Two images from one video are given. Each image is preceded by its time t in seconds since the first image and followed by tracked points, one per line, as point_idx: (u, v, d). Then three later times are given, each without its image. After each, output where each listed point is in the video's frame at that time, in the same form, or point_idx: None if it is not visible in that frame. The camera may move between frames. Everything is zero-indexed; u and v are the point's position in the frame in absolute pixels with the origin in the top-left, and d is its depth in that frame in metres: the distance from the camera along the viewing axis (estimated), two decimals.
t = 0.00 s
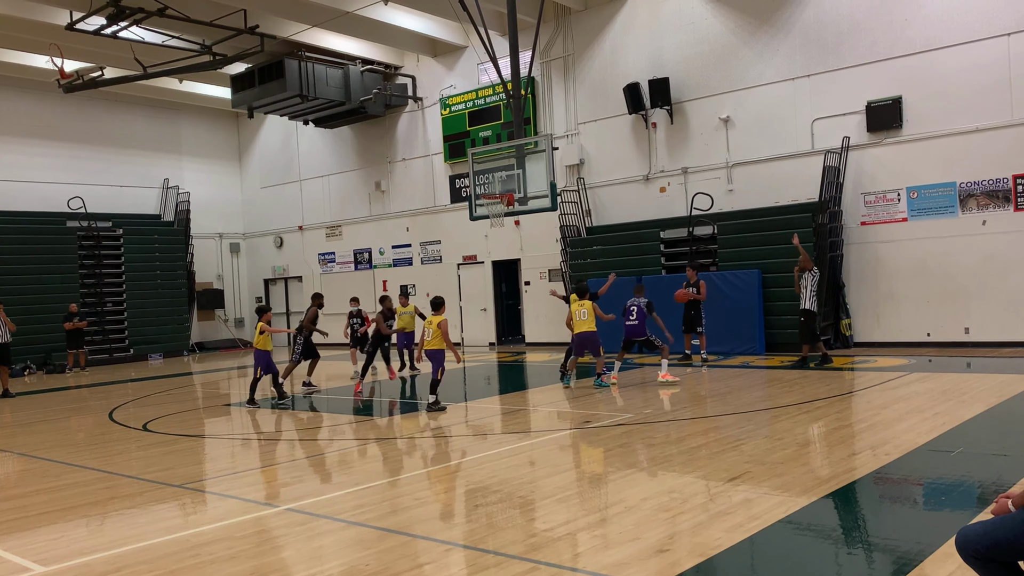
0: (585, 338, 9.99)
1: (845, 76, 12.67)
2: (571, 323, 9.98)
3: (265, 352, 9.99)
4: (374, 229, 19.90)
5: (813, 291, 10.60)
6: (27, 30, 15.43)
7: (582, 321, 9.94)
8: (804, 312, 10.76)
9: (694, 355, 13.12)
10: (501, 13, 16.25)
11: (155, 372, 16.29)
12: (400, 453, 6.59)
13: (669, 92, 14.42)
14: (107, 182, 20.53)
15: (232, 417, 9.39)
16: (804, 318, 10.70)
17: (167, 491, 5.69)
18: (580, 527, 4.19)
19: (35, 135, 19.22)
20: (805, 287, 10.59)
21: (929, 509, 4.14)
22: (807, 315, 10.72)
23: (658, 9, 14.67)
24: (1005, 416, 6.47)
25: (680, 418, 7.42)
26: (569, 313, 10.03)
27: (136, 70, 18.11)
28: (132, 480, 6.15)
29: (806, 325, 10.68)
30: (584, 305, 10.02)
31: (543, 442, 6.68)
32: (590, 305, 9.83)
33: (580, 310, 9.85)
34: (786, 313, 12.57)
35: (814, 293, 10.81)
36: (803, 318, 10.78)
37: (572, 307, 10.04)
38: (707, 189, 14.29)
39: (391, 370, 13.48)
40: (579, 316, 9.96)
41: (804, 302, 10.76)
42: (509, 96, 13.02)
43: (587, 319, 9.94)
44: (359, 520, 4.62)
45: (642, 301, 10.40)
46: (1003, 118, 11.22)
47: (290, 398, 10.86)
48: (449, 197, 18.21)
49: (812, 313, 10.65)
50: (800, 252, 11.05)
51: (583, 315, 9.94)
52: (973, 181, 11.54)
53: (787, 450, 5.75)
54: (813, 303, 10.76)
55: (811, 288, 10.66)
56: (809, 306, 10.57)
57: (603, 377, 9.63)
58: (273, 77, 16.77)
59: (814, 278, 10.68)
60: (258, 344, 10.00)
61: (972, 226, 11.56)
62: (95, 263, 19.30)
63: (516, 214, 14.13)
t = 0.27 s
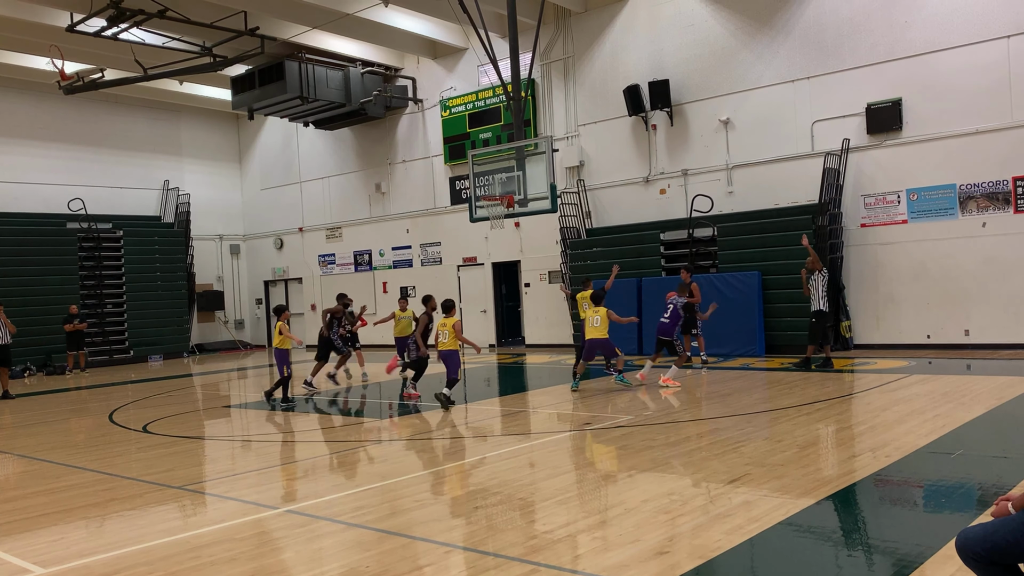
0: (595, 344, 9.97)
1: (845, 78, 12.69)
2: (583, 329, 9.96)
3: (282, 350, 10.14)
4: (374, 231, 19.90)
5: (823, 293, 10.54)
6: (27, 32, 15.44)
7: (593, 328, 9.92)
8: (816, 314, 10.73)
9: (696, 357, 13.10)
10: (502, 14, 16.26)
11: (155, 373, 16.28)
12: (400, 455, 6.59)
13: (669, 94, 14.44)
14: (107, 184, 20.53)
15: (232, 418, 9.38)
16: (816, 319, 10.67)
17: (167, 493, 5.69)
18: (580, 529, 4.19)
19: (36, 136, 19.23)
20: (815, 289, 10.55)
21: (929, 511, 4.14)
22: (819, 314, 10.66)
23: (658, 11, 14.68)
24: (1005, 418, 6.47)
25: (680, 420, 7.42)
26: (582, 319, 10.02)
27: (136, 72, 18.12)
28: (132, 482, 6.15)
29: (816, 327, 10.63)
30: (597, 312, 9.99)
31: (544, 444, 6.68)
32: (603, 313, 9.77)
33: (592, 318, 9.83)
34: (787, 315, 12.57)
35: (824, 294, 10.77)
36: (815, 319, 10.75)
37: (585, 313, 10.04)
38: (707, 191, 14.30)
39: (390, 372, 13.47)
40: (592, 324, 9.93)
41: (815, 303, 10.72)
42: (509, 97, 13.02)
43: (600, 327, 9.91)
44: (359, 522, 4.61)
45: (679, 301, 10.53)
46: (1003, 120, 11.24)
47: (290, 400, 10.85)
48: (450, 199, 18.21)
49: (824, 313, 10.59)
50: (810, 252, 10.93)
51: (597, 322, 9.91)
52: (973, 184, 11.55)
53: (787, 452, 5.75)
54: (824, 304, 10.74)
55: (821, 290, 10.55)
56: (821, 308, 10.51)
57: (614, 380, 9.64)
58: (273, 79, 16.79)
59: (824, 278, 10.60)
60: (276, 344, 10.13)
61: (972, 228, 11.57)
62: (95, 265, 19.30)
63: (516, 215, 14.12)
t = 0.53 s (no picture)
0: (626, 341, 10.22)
1: (845, 80, 12.69)
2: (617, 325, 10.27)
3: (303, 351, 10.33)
4: (374, 232, 19.91)
5: (829, 294, 10.51)
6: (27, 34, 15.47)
7: (627, 325, 10.23)
8: (822, 314, 10.71)
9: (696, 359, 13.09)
10: (502, 17, 16.28)
11: (155, 375, 16.28)
12: (400, 457, 6.59)
13: (669, 96, 14.45)
14: (107, 186, 20.55)
15: (232, 420, 9.38)
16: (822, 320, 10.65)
17: (167, 494, 5.69)
18: (580, 531, 4.19)
19: (36, 138, 19.25)
20: (821, 291, 10.53)
21: (929, 513, 4.14)
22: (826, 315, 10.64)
23: (657, 13, 14.69)
24: (1005, 420, 6.47)
25: (680, 422, 7.41)
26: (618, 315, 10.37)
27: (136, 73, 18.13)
28: (132, 483, 6.15)
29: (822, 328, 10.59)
30: (632, 309, 10.30)
31: (544, 446, 6.68)
32: (633, 311, 10.04)
33: (624, 315, 10.11)
34: (787, 317, 12.57)
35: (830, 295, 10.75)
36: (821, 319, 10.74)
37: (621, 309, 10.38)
38: (706, 193, 14.31)
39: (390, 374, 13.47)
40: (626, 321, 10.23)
41: (821, 304, 10.72)
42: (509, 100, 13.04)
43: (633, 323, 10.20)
44: (359, 524, 4.61)
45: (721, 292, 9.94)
46: (1003, 122, 11.25)
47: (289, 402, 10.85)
48: (450, 200, 18.22)
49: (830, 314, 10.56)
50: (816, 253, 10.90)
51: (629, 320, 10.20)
52: (973, 186, 11.55)
53: (787, 454, 5.75)
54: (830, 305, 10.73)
55: (826, 291, 10.51)
56: (828, 308, 10.41)
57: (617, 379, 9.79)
58: (273, 81, 16.80)
59: (829, 279, 10.55)
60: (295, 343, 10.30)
61: (972, 231, 11.57)
62: (95, 266, 19.30)
63: (516, 217, 14.13)
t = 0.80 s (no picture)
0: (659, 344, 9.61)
1: (844, 81, 12.70)
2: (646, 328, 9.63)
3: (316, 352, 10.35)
4: (374, 234, 19.91)
5: (833, 294, 10.48)
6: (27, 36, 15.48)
7: (657, 327, 9.58)
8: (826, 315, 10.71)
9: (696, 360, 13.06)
10: (501, 18, 16.29)
11: (155, 377, 16.25)
12: (399, 459, 6.59)
13: (669, 97, 14.46)
14: (107, 188, 20.55)
15: (232, 422, 9.37)
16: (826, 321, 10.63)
17: (167, 496, 5.68)
18: (580, 532, 4.18)
19: (36, 140, 19.25)
20: (825, 291, 10.49)
21: (928, 514, 4.14)
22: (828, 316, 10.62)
23: (657, 14, 14.71)
24: (1005, 421, 6.48)
25: (680, 423, 7.41)
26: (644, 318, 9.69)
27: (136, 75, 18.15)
28: (132, 485, 6.14)
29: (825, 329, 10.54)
30: (661, 310, 9.63)
31: (543, 447, 6.68)
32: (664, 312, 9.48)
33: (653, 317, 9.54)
34: (787, 318, 12.57)
35: (834, 296, 10.76)
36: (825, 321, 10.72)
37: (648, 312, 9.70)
38: (706, 195, 14.32)
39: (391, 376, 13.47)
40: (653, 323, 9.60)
41: (825, 305, 10.70)
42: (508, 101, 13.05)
43: (664, 324, 9.57)
44: (359, 525, 4.61)
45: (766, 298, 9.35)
46: (1003, 123, 11.26)
47: (289, 404, 10.83)
48: (449, 202, 18.23)
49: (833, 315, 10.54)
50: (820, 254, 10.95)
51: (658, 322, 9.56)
52: (972, 187, 11.56)
53: (786, 455, 5.75)
54: (833, 305, 10.72)
55: (831, 292, 10.52)
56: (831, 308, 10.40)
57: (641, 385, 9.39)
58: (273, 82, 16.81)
59: (833, 280, 10.57)
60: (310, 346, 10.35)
61: (971, 231, 11.57)
62: (95, 268, 19.29)
63: (516, 219, 14.13)
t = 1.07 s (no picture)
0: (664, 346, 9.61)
1: (842, 81, 12.72)
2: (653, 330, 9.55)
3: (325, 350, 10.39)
4: (372, 236, 19.92)
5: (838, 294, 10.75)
6: (26, 38, 15.48)
7: (664, 329, 9.55)
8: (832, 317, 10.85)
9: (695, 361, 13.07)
10: (499, 20, 16.31)
11: (154, 379, 16.23)
12: (398, 460, 6.59)
13: (667, 98, 14.47)
14: (105, 190, 20.54)
15: (231, 424, 9.37)
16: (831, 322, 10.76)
17: (166, 499, 5.68)
18: (580, 534, 4.18)
19: (34, 142, 19.25)
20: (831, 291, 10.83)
21: (927, 514, 4.14)
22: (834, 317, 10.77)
23: (655, 16, 14.72)
24: (1004, 420, 6.49)
25: (679, 424, 7.42)
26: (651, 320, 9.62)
27: (135, 77, 18.15)
28: (131, 488, 6.14)
29: (832, 330, 10.72)
30: (669, 313, 9.60)
31: (543, 449, 6.68)
32: (672, 314, 9.46)
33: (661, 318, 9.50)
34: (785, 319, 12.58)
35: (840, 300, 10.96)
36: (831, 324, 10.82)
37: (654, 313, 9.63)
38: (704, 195, 14.33)
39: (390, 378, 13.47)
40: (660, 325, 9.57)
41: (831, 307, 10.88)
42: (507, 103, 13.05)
43: (672, 327, 9.54)
44: (358, 527, 4.61)
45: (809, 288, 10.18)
46: (1002, 124, 11.26)
47: (289, 406, 10.82)
48: (448, 204, 18.23)
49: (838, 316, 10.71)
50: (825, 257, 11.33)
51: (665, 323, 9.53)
52: (970, 187, 11.57)
53: (786, 456, 5.75)
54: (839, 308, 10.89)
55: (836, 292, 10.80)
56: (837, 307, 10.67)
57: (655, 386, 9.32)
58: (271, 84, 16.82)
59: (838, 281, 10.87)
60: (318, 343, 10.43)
61: (970, 232, 11.59)
62: (94, 271, 19.28)
63: (515, 220, 14.13)
